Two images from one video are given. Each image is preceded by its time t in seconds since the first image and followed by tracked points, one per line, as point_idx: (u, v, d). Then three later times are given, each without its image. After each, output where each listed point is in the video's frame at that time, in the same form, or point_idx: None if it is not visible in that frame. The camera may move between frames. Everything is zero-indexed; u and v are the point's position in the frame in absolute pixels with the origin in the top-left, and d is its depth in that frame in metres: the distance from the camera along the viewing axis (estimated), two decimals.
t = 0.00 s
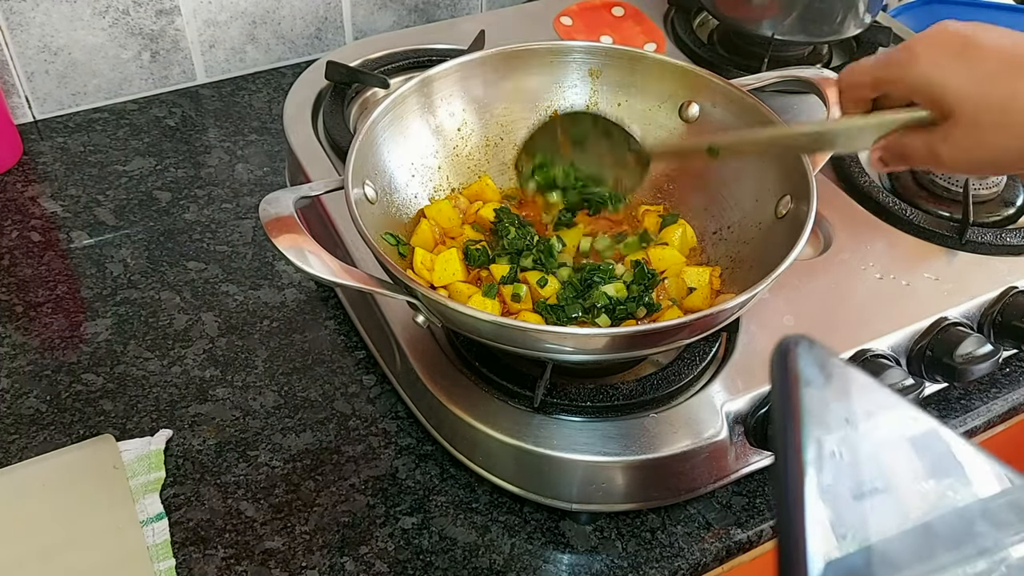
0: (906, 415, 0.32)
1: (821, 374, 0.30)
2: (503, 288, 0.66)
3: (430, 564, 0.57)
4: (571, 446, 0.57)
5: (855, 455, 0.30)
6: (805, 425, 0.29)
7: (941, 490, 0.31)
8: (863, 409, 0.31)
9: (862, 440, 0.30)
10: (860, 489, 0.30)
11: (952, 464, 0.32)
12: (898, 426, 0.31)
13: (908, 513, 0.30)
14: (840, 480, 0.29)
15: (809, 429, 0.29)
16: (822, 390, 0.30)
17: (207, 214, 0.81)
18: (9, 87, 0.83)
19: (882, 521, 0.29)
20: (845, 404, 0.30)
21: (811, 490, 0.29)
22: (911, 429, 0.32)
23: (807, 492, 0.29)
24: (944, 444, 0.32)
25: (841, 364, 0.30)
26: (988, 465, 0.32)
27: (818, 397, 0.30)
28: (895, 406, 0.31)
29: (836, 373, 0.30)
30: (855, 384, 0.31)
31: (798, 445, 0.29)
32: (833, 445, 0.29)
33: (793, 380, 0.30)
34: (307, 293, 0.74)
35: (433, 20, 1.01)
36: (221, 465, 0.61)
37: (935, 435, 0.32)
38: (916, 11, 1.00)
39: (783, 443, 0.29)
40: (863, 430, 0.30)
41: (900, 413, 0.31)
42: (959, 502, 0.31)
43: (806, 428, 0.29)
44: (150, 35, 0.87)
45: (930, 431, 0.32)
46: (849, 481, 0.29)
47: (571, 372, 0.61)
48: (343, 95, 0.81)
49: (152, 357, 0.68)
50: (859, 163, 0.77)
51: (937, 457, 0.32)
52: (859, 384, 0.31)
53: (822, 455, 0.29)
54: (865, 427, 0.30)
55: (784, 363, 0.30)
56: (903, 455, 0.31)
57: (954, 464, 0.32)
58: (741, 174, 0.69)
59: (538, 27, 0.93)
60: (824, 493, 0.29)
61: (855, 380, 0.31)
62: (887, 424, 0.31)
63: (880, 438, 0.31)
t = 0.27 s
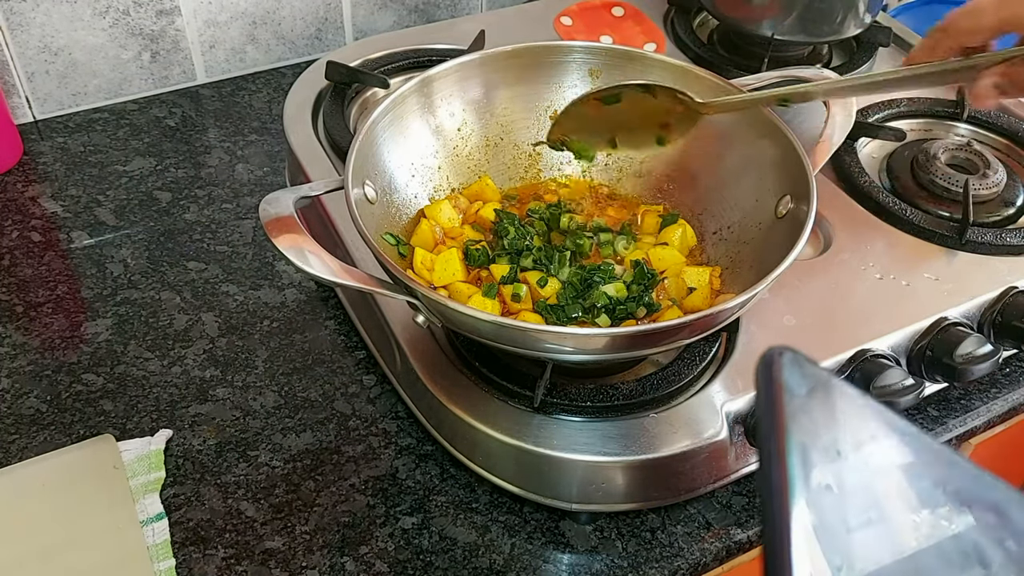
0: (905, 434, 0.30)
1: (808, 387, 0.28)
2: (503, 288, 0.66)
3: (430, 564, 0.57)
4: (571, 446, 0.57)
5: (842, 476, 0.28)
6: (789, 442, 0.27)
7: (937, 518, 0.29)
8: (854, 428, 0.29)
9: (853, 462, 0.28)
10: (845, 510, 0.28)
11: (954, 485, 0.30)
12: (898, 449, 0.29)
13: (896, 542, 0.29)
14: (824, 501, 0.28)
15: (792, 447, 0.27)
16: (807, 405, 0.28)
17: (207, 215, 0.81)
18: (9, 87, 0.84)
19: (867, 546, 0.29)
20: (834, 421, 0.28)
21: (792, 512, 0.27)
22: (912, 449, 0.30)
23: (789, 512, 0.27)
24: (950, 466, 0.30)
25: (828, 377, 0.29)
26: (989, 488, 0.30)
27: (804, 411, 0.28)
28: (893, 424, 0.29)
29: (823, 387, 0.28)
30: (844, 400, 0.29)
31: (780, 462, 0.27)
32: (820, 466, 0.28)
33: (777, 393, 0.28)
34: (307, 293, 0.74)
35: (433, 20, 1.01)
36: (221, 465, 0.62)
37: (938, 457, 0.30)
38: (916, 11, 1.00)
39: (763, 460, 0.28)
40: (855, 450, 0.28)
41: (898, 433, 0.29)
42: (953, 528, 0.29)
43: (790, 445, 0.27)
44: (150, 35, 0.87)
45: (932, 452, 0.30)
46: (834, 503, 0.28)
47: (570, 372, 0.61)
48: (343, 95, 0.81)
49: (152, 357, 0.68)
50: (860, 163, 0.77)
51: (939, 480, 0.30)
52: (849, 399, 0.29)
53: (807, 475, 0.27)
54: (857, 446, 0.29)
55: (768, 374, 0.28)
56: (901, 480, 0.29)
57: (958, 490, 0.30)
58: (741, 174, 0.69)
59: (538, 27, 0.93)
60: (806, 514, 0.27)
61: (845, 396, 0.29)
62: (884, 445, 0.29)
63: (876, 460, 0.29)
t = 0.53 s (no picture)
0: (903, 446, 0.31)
1: (784, 391, 0.31)
2: (503, 288, 0.66)
3: (430, 564, 0.57)
4: (571, 446, 0.57)
5: (824, 482, 0.30)
6: (765, 443, 0.29)
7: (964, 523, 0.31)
8: (838, 437, 0.31)
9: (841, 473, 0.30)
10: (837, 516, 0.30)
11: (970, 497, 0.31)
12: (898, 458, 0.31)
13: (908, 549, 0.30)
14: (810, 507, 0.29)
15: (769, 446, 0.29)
16: (784, 406, 0.30)
17: (207, 214, 0.81)
18: (9, 88, 0.84)
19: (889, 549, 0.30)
20: (813, 428, 0.30)
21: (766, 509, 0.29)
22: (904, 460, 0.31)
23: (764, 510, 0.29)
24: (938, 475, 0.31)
25: (808, 383, 0.31)
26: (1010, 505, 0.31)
27: (780, 413, 0.30)
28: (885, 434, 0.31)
29: (800, 393, 0.31)
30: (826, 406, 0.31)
31: (755, 461, 0.29)
32: (798, 468, 0.29)
33: (754, 394, 0.30)
34: (307, 293, 0.74)
35: (433, 20, 1.01)
36: (222, 465, 0.62)
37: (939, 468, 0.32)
38: (916, 11, 1.00)
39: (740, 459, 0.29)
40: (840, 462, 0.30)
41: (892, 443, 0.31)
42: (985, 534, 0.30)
43: (765, 446, 0.29)
44: (150, 35, 0.87)
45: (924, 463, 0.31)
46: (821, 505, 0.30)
47: (571, 372, 0.61)
48: (342, 95, 0.81)
49: (152, 357, 0.68)
50: (859, 163, 0.77)
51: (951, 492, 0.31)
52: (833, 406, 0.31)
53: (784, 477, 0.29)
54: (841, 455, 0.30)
55: (745, 374, 0.30)
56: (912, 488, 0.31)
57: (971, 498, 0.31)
58: (742, 174, 0.69)
59: (538, 27, 0.93)
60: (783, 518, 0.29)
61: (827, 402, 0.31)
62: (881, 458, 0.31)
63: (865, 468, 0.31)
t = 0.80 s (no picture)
0: (906, 431, 0.31)
1: (804, 385, 0.30)
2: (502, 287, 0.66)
3: (430, 564, 0.57)
4: (571, 446, 0.57)
5: (842, 477, 0.30)
6: (785, 438, 0.29)
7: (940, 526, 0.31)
8: (849, 423, 0.30)
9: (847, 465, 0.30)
10: (844, 511, 0.29)
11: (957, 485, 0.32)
12: (891, 452, 0.31)
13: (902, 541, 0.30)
14: (822, 503, 0.29)
15: (789, 442, 0.29)
16: (803, 399, 0.30)
17: (207, 214, 0.81)
18: (9, 87, 0.84)
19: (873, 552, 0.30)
20: (827, 419, 0.30)
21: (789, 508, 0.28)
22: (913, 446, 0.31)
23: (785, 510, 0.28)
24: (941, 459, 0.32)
25: (824, 374, 0.30)
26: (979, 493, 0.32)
27: (797, 405, 0.29)
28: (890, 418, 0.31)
29: (818, 384, 0.30)
30: (839, 393, 0.31)
31: (777, 459, 0.29)
32: (813, 460, 0.29)
33: (772, 387, 0.29)
34: (307, 293, 0.74)
35: (433, 20, 1.01)
36: (222, 465, 0.62)
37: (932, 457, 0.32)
38: (916, 12, 1.00)
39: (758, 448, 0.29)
40: (851, 453, 0.30)
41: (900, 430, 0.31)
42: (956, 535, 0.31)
43: (788, 443, 0.29)
44: (150, 35, 0.87)
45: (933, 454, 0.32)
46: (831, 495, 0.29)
47: (570, 371, 0.61)
48: (342, 95, 0.81)
49: (152, 357, 0.68)
50: (860, 163, 0.77)
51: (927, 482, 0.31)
52: (849, 400, 0.31)
53: (804, 469, 0.29)
54: (845, 445, 0.30)
55: (764, 369, 0.30)
56: (892, 486, 0.31)
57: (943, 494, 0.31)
58: (740, 173, 0.69)
59: (538, 26, 0.93)
60: (806, 508, 0.29)
61: (842, 392, 0.31)
62: (880, 450, 0.31)
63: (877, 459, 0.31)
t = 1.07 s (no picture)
0: (909, 464, 0.34)
1: (800, 424, 0.33)
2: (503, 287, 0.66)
3: (430, 564, 0.57)
4: (571, 446, 0.57)
5: (837, 503, 0.33)
6: (783, 470, 0.32)
7: (955, 553, 0.33)
8: (845, 458, 0.33)
9: (847, 494, 0.33)
10: (844, 536, 0.32)
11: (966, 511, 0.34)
12: (892, 480, 0.34)
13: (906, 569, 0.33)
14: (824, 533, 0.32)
15: (786, 474, 0.32)
16: (798, 436, 0.33)
17: (207, 215, 0.81)
18: (9, 87, 0.84)
19: None
20: (827, 453, 0.33)
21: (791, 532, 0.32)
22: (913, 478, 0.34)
23: (788, 536, 0.31)
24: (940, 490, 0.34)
25: (817, 413, 0.34)
26: (987, 518, 0.34)
27: (794, 442, 0.33)
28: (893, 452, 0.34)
29: (812, 422, 0.34)
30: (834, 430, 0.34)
31: (775, 488, 0.32)
32: (813, 491, 0.32)
33: (769, 422, 0.33)
34: (307, 293, 0.74)
35: (433, 20, 1.01)
36: (222, 465, 0.62)
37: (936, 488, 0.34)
38: (916, 12, 1.00)
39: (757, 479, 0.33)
40: (853, 486, 0.33)
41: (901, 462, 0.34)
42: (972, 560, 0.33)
43: (784, 477, 0.32)
44: (150, 35, 0.87)
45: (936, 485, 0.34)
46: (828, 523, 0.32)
47: (570, 371, 0.61)
48: (343, 95, 0.81)
49: (152, 357, 0.68)
50: (859, 163, 0.77)
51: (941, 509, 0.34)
52: (847, 437, 0.34)
53: (805, 500, 0.32)
54: (846, 476, 0.33)
55: (760, 405, 0.34)
56: (901, 516, 0.33)
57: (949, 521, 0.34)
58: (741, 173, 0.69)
59: (538, 26, 0.93)
60: (808, 536, 0.32)
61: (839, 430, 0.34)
62: (886, 478, 0.34)
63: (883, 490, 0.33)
